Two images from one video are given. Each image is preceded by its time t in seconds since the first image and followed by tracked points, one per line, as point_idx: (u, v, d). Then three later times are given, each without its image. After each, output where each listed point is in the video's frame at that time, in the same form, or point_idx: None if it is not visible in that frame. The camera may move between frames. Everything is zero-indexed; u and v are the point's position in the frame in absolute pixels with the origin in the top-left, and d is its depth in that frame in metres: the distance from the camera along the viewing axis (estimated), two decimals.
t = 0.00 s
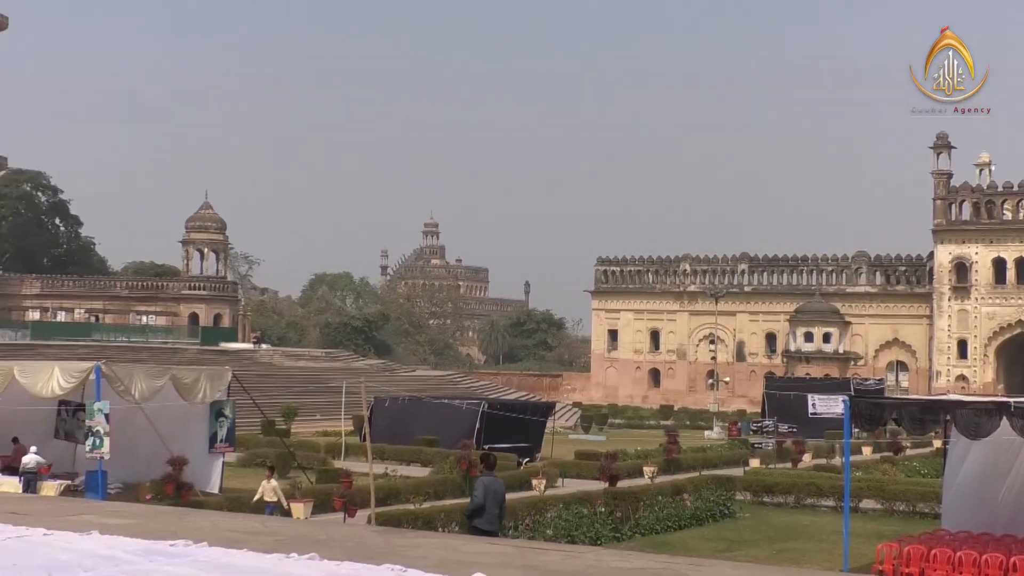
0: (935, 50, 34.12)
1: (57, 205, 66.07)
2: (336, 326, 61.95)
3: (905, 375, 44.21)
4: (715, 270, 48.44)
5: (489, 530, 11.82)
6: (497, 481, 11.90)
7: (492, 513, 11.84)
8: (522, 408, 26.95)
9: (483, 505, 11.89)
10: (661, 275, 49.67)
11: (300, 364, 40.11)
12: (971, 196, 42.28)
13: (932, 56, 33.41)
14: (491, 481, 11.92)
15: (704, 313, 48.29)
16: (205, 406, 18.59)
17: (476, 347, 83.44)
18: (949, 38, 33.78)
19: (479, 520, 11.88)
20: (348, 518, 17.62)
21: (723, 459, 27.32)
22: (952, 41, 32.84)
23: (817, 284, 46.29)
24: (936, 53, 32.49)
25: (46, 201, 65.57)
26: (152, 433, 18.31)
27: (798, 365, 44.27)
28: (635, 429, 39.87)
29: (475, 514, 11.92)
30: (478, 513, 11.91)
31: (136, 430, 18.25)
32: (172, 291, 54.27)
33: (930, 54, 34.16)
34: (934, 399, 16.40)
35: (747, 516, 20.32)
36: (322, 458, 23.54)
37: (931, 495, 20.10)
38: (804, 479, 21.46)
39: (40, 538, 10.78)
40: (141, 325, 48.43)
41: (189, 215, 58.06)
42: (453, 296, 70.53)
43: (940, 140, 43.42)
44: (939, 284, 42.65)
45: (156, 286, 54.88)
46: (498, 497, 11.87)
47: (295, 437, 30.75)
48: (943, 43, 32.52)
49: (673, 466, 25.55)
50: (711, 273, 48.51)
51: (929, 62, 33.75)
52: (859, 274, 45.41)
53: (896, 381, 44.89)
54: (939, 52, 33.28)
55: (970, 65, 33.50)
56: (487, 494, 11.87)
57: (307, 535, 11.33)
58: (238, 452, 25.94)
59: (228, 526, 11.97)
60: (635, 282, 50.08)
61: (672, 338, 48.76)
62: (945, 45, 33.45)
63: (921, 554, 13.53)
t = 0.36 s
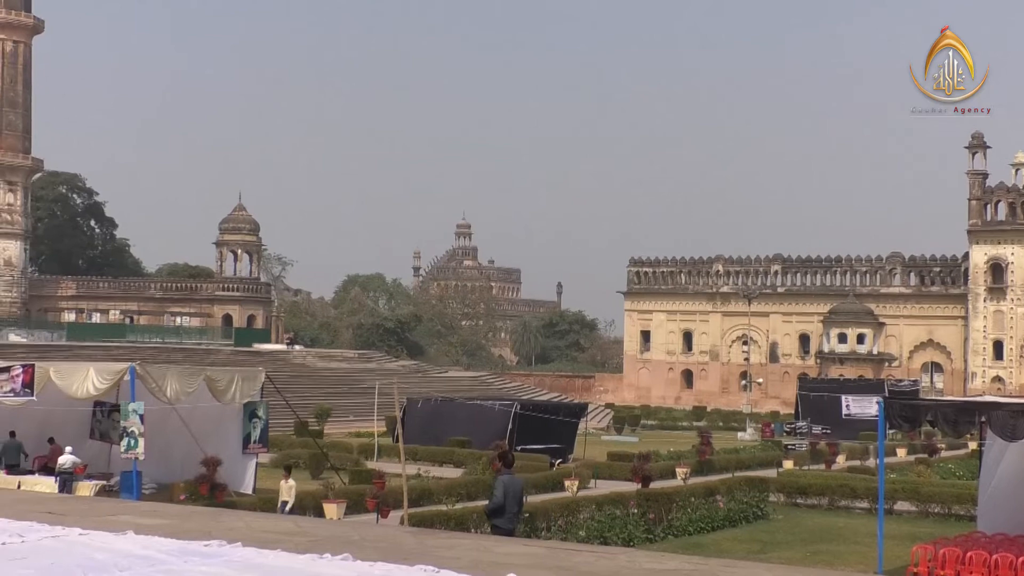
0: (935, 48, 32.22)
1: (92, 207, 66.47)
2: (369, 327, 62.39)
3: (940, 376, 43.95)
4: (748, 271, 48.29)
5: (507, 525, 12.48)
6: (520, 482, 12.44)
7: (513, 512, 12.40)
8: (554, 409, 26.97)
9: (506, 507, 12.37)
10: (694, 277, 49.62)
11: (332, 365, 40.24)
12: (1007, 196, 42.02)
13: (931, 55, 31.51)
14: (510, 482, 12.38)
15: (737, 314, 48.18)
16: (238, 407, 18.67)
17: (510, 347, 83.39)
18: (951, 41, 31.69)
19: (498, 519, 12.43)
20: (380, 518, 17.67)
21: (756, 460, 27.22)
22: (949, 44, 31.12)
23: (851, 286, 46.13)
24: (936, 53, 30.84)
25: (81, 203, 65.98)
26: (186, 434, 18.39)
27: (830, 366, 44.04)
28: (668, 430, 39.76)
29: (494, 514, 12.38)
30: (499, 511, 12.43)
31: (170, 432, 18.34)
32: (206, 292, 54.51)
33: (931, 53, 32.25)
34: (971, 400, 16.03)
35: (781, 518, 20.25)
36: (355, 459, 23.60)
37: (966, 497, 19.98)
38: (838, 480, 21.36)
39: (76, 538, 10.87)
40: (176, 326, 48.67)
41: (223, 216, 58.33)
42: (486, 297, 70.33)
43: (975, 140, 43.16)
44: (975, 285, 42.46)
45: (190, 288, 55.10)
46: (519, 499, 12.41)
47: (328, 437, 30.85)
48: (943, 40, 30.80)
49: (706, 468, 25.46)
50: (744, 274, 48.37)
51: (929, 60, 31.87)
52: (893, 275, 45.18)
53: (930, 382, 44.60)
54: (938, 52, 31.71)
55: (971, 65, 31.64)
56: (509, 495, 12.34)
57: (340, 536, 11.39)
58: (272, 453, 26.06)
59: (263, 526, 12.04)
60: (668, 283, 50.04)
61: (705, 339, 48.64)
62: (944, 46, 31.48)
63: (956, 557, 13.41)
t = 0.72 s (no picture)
0: (935, 49, 30.00)
1: (127, 209, 66.85)
2: (402, 328, 62.59)
3: (975, 378, 43.66)
4: (781, 273, 48.10)
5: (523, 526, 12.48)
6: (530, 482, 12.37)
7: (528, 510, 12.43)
8: (587, 410, 26.95)
9: (526, 506, 12.49)
10: (727, 277, 49.50)
11: (365, 367, 40.29)
12: None
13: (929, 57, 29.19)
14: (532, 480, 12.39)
15: (770, 315, 47.97)
16: (271, 408, 18.69)
17: (542, 348, 83.34)
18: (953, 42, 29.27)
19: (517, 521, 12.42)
20: (413, 520, 17.69)
21: (789, 462, 27.11)
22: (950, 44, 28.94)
23: (885, 287, 45.89)
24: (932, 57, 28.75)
25: (116, 206, 66.39)
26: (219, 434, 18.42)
27: (865, 368, 43.90)
28: (701, 432, 39.63)
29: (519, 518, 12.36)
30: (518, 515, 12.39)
31: (205, 432, 18.41)
32: (239, 293, 54.68)
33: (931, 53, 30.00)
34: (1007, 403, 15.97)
35: (815, 521, 20.13)
36: (388, 460, 23.61)
37: (1002, 500, 19.82)
38: (872, 482, 21.23)
39: (111, 538, 10.92)
40: (209, 327, 48.84)
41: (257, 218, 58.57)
42: (518, 298, 70.23)
43: (1010, 140, 42.88)
44: (1009, 286, 42.56)
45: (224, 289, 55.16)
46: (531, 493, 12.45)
47: (361, 439, 30.91)
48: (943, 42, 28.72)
49: (739, 470, 25.38)
50: (777, 275, 48.20)
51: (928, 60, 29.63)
52: (928, 276, 44.91)
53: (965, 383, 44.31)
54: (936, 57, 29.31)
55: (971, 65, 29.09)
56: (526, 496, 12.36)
57: (373, 537, 11.39)
58: (305, 453, 26.12)
59: (296, 527, 12.06)
60: (701, 284, 49.99)
61: (738, 340, 48.49)
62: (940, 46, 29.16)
63: (992, 560, 13.21)
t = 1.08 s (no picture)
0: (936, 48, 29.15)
1: (162, 215, 67.24)
2: (434, 333, 62.82)
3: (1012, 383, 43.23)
4: (814, 277, 47.92)
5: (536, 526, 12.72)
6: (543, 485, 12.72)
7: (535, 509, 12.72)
8: (620, 416, 27.03)
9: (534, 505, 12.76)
10: (760, 282, 49.43)
11: (397, 372, 40.39)
12: None
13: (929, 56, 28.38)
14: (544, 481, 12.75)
15: (804, 320, 47.79)
16: (305, 413, 18.77)
17: (574, 354, 83.31)
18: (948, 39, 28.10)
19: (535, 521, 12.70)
20: (445, 525, 17.70)
21: (823, 468, 26.99)
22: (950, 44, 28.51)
23: (920, 291, 45.59)
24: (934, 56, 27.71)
25: (151, 212, 66.81)
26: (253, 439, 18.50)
27: (899, 372, 43.74)
28: (734, 437, 39.52)
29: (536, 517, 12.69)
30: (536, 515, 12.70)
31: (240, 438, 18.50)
32: (272, 299, 54.96)
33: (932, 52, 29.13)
34: None
35: (849, 527, 20.02)
36: (421, 465, 23.67)
37: None
38: (907, 488, 21.12)
39: (146, 542, 10.99)
40: (243, 332, 49.09)
41: (290, 223, 58.79)
42: (549, 303, 70.18)
43: None
44: None
45: (257, 294, 55.44)
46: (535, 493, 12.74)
47: (395, 444, 31.00)
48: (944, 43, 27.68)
49: (772, 475, 25.28)
50: (810, 279, 48.03)
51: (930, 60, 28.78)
52: (963, 280, 44.61)
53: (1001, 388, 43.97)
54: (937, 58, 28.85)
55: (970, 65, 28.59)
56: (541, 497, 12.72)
57: (405, 542, 11.41)
58: (338, 458, 26.22)
59: (328, 532, 12.10)
60: (734, 289, 49.95)
61: (771, 345, 48.33)
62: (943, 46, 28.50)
63: None
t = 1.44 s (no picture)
0: (936, 47, 29.27)
1: (190, 217, 67.56)
2: (461, 336, 63.17)
3: None
4: (843, 279, 47.81)
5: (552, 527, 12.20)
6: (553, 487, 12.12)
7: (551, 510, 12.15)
8: (646, 418, 26.98)
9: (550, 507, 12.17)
10: (788, 284, 49.31)
11: (424, 374, 40.40)
12: None
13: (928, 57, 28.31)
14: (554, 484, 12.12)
15: (832, 323, 47.65)
16: (332, 415, 18.78)
17: (601, 356, 83.21)
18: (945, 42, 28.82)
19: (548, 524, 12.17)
20: (473, 528, 17.71)
21: (851, 471, 26.89)
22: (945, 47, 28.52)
23: (949, 293, 45.40)
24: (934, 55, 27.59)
25: (180, 215, 67.16)
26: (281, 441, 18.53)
27: (928, 375, 43.49)
28: (762, 440, 39.40)
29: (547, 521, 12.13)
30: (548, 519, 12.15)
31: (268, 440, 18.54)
32: (300, 301, 55.17)
33: (930, 53, 29.20)
34: None
35: (877, 530, 19.92)
36: (448, 468, 23.67)
37: None
38: (937, 491, 21.01)
39: (175, 543, 11.03)
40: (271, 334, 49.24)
41: (317, 227, 58.98)
42: (577, 306, 70.13)
43: None
44: None
45: (284, 297, 55.65)
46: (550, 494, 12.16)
47: (422, 446, 31.03)
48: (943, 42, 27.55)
49: (800, 478, 25.19)
50: (838, 282, 47.91)
51: (929, 62, 28.89)
52: (993, 283, 44.43)
53: None
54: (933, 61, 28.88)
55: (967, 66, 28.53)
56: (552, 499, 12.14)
57: (433, 545, 11.40)
58: (366, 461, 26.26)
59: (357, 534, 12.11)
60: (762, 291, 49.83)
61: (799, 347, 48.17)
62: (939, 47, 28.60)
63: None
